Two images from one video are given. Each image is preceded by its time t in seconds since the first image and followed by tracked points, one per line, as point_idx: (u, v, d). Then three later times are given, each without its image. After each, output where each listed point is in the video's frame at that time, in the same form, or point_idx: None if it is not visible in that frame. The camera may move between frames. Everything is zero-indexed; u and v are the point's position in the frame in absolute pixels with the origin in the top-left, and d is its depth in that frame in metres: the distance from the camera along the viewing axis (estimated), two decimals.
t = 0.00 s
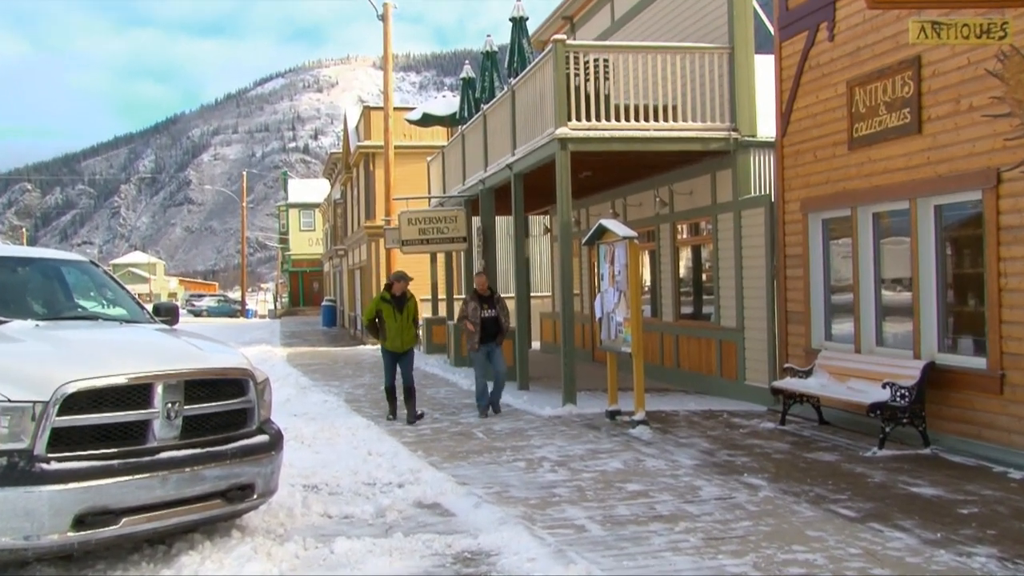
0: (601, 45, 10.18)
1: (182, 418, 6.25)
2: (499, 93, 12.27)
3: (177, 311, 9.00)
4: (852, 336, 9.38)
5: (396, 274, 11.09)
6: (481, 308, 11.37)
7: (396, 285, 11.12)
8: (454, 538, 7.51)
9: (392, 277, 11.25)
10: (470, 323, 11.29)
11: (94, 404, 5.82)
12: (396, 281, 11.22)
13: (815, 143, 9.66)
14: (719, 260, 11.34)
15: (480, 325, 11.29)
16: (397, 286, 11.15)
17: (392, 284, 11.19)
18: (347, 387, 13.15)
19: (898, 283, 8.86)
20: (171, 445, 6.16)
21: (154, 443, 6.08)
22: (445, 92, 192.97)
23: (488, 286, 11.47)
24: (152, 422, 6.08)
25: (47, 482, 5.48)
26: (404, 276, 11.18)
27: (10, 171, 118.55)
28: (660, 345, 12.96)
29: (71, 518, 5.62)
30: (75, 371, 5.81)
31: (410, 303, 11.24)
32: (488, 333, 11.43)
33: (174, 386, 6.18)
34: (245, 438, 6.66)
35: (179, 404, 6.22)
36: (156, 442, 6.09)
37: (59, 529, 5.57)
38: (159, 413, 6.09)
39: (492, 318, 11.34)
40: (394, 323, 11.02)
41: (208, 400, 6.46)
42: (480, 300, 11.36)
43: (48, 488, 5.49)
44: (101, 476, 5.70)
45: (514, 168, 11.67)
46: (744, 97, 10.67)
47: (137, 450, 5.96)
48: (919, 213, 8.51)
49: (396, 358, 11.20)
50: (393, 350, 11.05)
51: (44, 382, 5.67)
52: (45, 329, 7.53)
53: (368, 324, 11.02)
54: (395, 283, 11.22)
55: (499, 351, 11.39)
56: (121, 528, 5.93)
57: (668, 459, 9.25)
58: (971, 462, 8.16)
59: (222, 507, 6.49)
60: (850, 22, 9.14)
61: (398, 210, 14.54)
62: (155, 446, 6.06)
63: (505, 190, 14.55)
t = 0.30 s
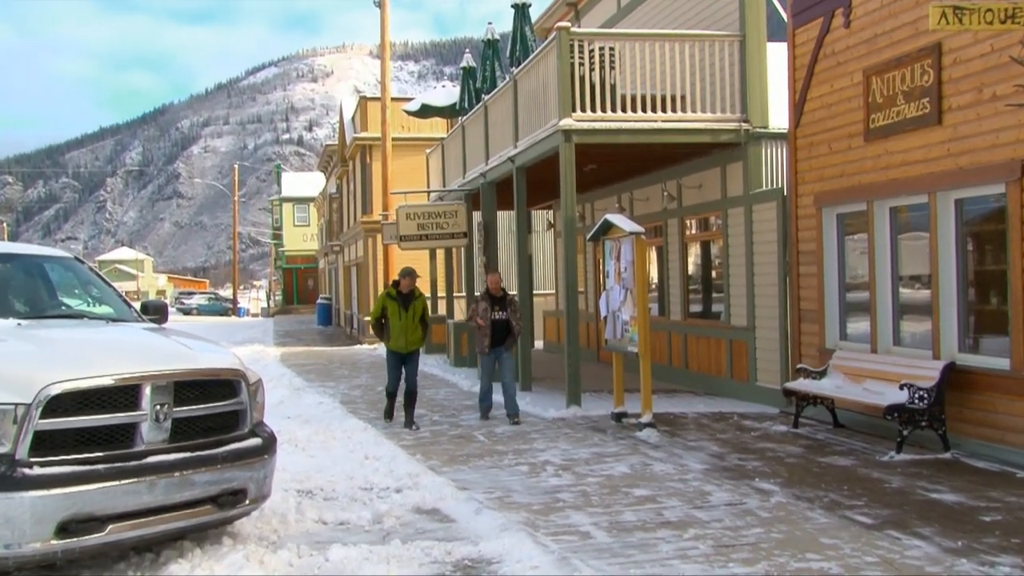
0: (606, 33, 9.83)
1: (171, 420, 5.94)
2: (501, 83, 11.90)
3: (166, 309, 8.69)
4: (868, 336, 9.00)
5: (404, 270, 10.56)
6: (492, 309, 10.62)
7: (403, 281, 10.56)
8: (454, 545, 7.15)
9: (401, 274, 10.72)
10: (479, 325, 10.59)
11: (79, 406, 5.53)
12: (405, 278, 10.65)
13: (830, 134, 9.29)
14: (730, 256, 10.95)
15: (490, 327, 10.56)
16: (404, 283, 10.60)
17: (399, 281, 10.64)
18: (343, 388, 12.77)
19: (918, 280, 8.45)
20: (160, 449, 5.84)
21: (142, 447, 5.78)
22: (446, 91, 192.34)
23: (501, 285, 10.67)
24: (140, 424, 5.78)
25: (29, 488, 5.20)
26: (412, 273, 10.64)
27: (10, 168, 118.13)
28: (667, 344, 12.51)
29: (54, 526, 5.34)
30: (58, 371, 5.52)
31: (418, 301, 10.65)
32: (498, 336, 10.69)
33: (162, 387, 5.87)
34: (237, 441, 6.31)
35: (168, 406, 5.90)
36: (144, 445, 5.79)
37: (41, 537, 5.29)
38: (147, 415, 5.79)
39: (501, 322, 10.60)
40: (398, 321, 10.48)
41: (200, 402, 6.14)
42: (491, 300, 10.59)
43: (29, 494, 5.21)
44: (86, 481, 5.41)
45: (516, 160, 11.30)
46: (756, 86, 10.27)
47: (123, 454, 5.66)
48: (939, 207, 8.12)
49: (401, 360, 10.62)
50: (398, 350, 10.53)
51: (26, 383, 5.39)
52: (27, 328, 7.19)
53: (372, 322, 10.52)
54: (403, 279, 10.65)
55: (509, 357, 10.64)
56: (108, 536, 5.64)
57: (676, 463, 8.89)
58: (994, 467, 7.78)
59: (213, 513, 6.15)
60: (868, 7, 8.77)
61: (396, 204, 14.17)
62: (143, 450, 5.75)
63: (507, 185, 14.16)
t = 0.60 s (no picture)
0: (610, 21, 9.49)
1: (158, 424, 5.62)
2: (501, 73, 11.56)
3: (153, 308, 8.35)
4: (883, 336, 8.63)
5: (404, 267, 9.71)
6: (501, 304, 10.04)
7: (404, 278, 9.76)
8: (452, 553, 6.81)
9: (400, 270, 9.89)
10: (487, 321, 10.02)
11: (60, 409, 5.23)
12: (405, 274, 9.83)
13: (843, 126, 8.94)
14: (738, 253, 10.58)
15: (498, 323, 10.00)
16: (404, 280, 9.79)
17: (400, 278, 9.81)
18: (337, 390, 12.39)
19: (936, 278, 8.08)
20: (146, 454, 5.54)
21: (127, 452, 5.46)
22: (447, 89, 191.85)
23: (512, 279, 10.09)
24: (125, 429, 5.47)
25: (7, 494, 4.89)
26: (412, 269, 9.79)
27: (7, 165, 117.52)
28: (674, 344, 12.12)
29: (34, 534, 5.03)
30: (38, 372, 5.22)
31: (419, 299, 9.86)
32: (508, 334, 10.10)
33: (149, 390, 5.56)
34: (226, 445, 5.99)
35: (155, 409, 5.59)
36: (130, 451, 5.47)
37: (20, 546, 4.97)
38: (132, 418, 5.48)
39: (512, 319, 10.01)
40: (401, 321, 9.66)
41: (188, 404, 5.81)
42: (501, 295, 10.01)
43: (7, 501, 4.90)
44: (67, 488, 5.10)
45: (517, 153, 10.94)
46: (765, 75, 9.96)
47: (108, 460, 5.35)
48: (957, 202, 7.76)
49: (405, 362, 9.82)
50: (402, 352, 9.71)
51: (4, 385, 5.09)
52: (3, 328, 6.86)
53: (373, 322, 9.69)
54: (404, 275, 9.82)
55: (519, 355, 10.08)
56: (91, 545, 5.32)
57: (683, 468, 8.54)
58: (1016, 473, 7.45)
59: (201, 520, 5.86)
60: None
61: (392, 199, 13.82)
62: (128, 454, 5.45)
63: (507, 180, 13.78)
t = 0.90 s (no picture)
0: (614, 7, 9.17)
1: (143, 426, 5.41)
2: (500, 62, 11.24)
3: (137, 306, 8.04)
4: (898, 336, 8.30)
5: (402, 266, 9.18)
6: (504, 307, 9.53)
7: (402, 279, 9.21)
8: (449, 561, 6.49)
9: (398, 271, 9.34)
10: (490, 325, 9.42)
11: (41, 412, 5.02)
12: (403, 274, 9.29)
13: (856, 117, 8.59)
14: (746, 249, 10.23)
15: (500, 327, 9.42)
16: (402, 281, 9.24)
17: (397, 279, 9.27)
18: (330, 391, 12.03)
19: (953, 275, 7.75)
20: (129, 458, 5.32)
21: (110, 457, 5.26)
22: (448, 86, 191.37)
23: (516, 281, 9.57)
24: (108, 432, 5.26)
25: None
26: (410, 269, 9.30)
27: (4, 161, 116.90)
28: (679, 344, 11.76)
29: (12, 542, 4.84)
30: (15, 373, 5.00)
31: (419, 300, 9.31)
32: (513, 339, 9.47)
33: (134, 391, 5.36)
34: (214, 449, 5.74)
35: (140, 411, 5.39)
36: (113, 455, 5.27)
37: None
38: (116, 421, 5.27)
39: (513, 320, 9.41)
40: (400, 326, 9.12)
41: (174, 406, 5.59)
42: (501, 296, 9.46)
43: None
44: (47, 494, 4.92)
45: (517, 146, 10.60)
46: (775, 63, 9.62)
47: (90, 465, 5.16)
48: (976, 196, 7.41)
49: (407, 367, 9.29)
50: (402, 357, 9.16)
51: None
52: None
53: (370, 327, 9.14)
54: (402, 276, 9.28)
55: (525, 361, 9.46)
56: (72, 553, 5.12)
57: (689, 472, 8.22)
58: None
59: (187, 527, 5.62)
60: None
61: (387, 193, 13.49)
62: (111, 458, 5.25)
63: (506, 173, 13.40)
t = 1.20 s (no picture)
0: None
1: (126, 429, 5.15)
2: (498, 49, 10.90)
3: (120, 303, 7.70)
4: (913, 334, 7.97)
5: (404, 257, 8.72)
6: (508, 302, 9.08)
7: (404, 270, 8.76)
8: (444, 570, 6.17)
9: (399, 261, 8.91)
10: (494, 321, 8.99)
11: (18, 415, 4.76)
12: (405, 265, 8.86)
13: (870, 106, 8.27)
14: (754, 244, 9.90)
15: (504, 323, 9.00)
16: (404, 272, 8.80)
17: (398, 269, 8.83)
18: (322, 393, 11.68)
19: (971, 272, 7.42)
20: (111, 462, 5.06)
21: (91, 461, 5.00)
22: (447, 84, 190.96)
23: (518, 275, 9.13)
24: (89, 435, 5.01)
25: None
26: (413, 259, 8.85)
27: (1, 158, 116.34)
28: (684, 343, 11.43)
29: None
30: None
31: (421, 293, 8.88)
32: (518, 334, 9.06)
33: (117, 393, 5.09)
34: (200, 453, 5.45)
35: (124, 414, 5.11)
36: (94, 459, 5.01)
37: None
38: (98, 424, 5.01)
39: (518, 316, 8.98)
40: (400, 320, 8.68)
41: (160, 407, 5.30)
42: (505, 290, 9.01)
43: None
44: (24, 501, 4.66)
45: (516, 137, 10.27)
46: (785, 50, 9.28)
47: (69, 469, 4.90)
48: (995, 188, 7.08)
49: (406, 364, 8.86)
50: (401, 354, 8.73)
51: None
52: None
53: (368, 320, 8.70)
54: (403, 267, 8.85)
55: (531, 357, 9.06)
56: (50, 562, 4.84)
57: (695, 476, 7.89)
58: None
59: (172, 534, 5.32)
60: None
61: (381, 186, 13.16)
62: (92, 462, 5.00)
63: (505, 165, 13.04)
